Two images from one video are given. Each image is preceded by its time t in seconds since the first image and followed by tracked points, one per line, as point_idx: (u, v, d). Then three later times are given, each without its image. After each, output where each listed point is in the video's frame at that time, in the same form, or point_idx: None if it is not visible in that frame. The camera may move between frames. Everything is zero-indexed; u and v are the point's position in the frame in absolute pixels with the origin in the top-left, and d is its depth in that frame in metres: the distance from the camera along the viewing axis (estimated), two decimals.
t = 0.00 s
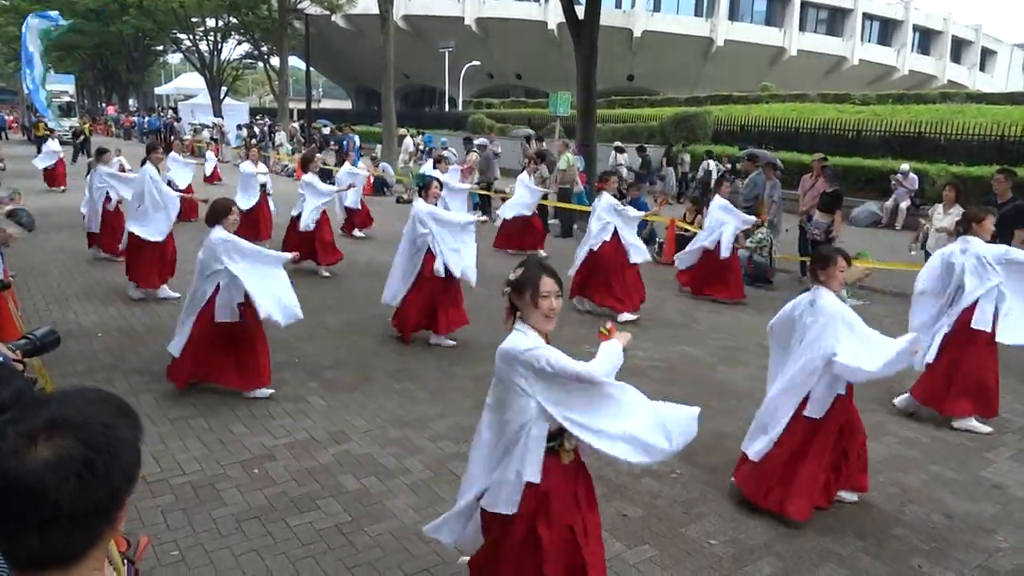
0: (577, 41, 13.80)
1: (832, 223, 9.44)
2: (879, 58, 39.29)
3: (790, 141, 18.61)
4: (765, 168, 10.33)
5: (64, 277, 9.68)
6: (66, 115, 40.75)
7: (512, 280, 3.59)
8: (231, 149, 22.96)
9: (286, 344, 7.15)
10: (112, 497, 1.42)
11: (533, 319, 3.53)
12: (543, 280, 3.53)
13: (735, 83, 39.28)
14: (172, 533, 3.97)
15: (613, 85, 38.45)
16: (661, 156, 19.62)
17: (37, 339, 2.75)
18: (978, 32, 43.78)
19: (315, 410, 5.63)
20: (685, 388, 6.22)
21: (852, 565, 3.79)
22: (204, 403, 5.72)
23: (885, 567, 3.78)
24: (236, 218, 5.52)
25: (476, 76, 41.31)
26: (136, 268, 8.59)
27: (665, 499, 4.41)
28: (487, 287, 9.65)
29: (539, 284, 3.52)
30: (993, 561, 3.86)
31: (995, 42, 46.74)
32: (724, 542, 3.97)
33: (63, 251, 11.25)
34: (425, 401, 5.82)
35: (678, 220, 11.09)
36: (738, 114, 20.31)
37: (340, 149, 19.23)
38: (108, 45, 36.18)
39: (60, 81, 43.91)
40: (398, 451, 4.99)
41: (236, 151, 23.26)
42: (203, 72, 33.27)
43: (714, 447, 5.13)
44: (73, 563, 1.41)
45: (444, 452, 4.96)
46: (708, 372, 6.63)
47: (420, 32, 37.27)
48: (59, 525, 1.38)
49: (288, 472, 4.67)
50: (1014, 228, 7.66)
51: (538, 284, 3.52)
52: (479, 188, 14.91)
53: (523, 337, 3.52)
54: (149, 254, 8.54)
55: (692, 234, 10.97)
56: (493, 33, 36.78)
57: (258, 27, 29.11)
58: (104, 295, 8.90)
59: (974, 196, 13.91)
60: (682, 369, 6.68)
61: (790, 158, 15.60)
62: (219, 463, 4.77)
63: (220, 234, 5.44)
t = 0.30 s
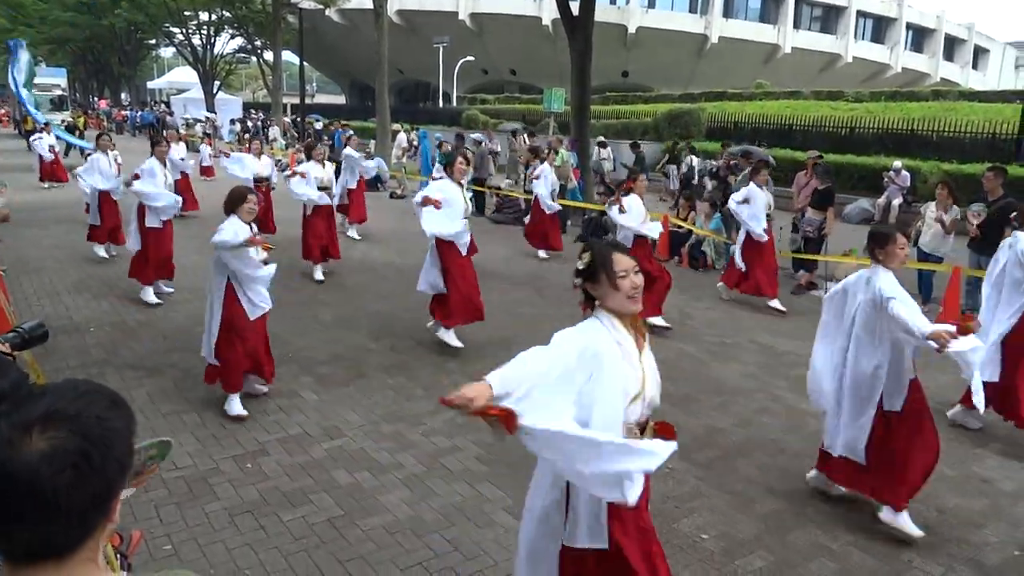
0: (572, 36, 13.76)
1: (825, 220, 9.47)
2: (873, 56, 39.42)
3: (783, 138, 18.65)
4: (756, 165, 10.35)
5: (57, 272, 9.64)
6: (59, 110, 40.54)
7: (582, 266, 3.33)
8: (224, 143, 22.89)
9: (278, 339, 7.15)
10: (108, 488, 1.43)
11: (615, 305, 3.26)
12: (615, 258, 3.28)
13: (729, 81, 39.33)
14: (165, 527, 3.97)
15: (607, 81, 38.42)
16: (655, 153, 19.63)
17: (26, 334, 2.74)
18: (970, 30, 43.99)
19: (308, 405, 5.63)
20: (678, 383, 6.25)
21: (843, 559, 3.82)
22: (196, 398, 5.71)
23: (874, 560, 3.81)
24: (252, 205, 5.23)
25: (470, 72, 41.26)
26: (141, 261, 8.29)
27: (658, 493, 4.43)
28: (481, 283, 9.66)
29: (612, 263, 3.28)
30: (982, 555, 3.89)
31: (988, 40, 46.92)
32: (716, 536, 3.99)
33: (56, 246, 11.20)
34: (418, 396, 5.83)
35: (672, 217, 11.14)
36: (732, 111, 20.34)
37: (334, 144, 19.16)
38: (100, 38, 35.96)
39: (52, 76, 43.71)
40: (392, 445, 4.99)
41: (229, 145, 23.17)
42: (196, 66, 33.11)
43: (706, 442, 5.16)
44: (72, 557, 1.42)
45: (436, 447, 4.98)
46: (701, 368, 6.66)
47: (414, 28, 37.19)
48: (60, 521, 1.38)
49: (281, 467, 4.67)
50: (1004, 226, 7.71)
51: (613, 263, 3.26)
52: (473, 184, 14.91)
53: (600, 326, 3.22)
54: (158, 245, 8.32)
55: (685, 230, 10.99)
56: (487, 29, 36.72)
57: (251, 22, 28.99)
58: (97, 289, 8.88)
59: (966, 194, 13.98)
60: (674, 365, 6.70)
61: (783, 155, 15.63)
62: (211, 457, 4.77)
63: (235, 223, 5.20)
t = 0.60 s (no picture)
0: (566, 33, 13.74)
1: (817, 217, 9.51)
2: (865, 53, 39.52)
3: (776, 134, 18.70)
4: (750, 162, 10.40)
5: (49, 268, 9.62)
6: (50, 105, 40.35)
7: (688, 327, 2.63)
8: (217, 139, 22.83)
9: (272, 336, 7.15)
10: (107, 478, 1.44)
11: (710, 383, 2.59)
12: (733, 333, 2.59)
13: (722, 78, 39.37)
14: (159, 523, 3.97)
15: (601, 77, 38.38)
16: (649, 150, 19.65)
17: (20, 330, 2.74)
18: (962, 27, 44.15)
19: (303, 401, 5.62)
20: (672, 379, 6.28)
21: (835, 553, 3.85)
22: (191, 394, 5.71)
23: (865, 554, 3.85)
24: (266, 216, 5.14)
25: (464, 68, 41.20)
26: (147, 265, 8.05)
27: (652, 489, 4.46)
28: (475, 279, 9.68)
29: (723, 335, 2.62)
30: (972, 549, 3.93)
31: (980, 37, 47.06)
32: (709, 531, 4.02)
33: (48, 242, 11.17)
34: (412, 393, 5.84)
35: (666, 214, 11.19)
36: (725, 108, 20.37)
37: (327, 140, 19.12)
38: (91, 33, 35.78)
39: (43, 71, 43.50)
40: (387, 442, 5.00)
41: (222, 142, 23.07)
42: (189, 61, 32.98)
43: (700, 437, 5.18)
44: (73, 547, 1.43)
45: (431, 443, 4.99)
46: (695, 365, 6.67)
47: (407, 23, 37.13)
48: (59, 510, 1.38)
49: (276, 463, 4.68)
50: (996, 223, 7.75)
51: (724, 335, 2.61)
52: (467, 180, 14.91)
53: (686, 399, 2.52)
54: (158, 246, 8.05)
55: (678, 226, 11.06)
56: (481, 25, 36.67)
57: (244, 17, 28.89)
58: (89, 285, 8.85)
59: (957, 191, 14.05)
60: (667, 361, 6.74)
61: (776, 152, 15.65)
62: (205, 453, 4.77)
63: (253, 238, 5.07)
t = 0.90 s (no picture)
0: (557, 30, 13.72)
1: (807, 213, 9.54)
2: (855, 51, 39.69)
3: (767, 132, 18.77)
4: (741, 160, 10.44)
5: (38, 264, 9.57)
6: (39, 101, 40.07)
7: (818, 380, 2.43)
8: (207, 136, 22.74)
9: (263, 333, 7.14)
10: (102, 467, 1.44)
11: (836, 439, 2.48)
12: (865, 385, 2.46)
13: (713, 76, 39.48)
14: (149, 521, 3.96)
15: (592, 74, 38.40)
16: (639, 147, 19.69)
17: (10, 327, 2.73)
18: (952, 26, 44.40)
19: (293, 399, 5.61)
20: (662, 376, 6.31)
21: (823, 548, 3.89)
22: (181, 392, 5.69)
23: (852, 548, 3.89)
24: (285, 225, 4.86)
25: (455, 65, 41.12)
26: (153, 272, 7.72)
27: (642, 485, 4.48)
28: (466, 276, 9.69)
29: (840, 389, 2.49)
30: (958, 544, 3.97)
31: (968, 35, 47.35)
32: (699, 527, 4.04)
33: (36, 238, 11.11)
34: (403, 390, 5.84)
35: (657, 211, 11.24)
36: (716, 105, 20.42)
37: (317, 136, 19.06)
38: (80, 28, 35.57)
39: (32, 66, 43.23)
40: (378, 439, 5.00)
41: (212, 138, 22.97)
42: (179, 57, 32.81)
43: (690, 434, 5.21)
44: (68, 535, 1.42)
45: (422, 441, 4.99)
46: (685, 361, 6.70)
47: (398, 19, 37.08)
48: (55, 499, 1.38)
49: (267, 460, 4.67)
50: (984, 220, 7.80)
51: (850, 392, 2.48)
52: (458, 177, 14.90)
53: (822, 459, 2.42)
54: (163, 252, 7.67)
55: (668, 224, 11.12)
56: (472, 22, 36.66)
57: (234, 12, 28.75)
58: (78, 282, 8.82)
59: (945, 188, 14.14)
60: (657, 357, 6.77)
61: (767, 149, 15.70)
62: (196, 451, 4.76)
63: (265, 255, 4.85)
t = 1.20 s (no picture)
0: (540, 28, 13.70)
1: (786, 212, 9.62)
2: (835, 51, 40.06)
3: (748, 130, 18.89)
4: (722, 158, 10.51)
5: (14, 263, 9.44)
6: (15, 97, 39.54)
7: (937, 411, 2.22)
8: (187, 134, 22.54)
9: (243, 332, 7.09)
10: (59, 461, 1.44)
11: (990, 478, 2.21)
12: (1002, 408, 2.17)
13: (694, 74, 39.68)
14: (127, 523, 3.93)
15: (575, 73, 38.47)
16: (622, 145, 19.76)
17: None
18: (930, 26, 44.91)
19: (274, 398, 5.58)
20: (644, 372, 6.34)
21: (802, 542, 3.92)
22: (160, 392, 5.64)
23: (831, 542, 3.93)
24: (302, 214, 4.77)
25: (438, 63, 41.05)
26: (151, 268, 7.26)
27: (622, 481, 4.50)
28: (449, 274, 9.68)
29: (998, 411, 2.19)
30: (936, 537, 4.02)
31: (945, 34, 47.90)
32: (679, 523, 4.06)
33: (12, 236, 10.96)
34: (385, 388, 5.83)
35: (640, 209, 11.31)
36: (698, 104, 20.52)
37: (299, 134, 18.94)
38: (57, 24, 35.12)
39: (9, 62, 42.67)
40: (359, 438, 4.98)
41: (192, 135, 22.78)
42: (159, 53, 32.51)
43: (670, 430, 5.24)
44: (24, 527, 1.42)
45: (404, 439, 4.98)
46: (666, 358, 6.74)
47: (381, 17, 36.95)
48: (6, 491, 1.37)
49: (247, 460, 4.64)
50: (960, 219, 7.92)
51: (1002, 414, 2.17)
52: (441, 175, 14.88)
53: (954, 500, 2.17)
54: (164, 244, 7.21)
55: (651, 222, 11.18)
56: (455, 20, 36.61)
57: (215, 8, 28.51)
58: (55, 280, 8.71)
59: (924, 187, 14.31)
60: (638, 354, 6.80)
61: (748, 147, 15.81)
62: (175, 452, 4.72)
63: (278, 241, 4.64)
